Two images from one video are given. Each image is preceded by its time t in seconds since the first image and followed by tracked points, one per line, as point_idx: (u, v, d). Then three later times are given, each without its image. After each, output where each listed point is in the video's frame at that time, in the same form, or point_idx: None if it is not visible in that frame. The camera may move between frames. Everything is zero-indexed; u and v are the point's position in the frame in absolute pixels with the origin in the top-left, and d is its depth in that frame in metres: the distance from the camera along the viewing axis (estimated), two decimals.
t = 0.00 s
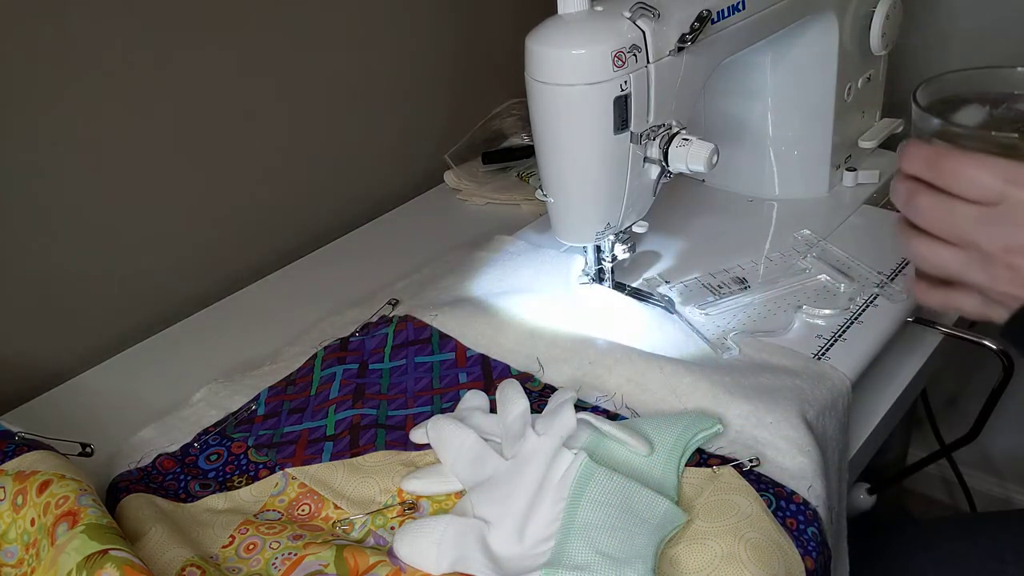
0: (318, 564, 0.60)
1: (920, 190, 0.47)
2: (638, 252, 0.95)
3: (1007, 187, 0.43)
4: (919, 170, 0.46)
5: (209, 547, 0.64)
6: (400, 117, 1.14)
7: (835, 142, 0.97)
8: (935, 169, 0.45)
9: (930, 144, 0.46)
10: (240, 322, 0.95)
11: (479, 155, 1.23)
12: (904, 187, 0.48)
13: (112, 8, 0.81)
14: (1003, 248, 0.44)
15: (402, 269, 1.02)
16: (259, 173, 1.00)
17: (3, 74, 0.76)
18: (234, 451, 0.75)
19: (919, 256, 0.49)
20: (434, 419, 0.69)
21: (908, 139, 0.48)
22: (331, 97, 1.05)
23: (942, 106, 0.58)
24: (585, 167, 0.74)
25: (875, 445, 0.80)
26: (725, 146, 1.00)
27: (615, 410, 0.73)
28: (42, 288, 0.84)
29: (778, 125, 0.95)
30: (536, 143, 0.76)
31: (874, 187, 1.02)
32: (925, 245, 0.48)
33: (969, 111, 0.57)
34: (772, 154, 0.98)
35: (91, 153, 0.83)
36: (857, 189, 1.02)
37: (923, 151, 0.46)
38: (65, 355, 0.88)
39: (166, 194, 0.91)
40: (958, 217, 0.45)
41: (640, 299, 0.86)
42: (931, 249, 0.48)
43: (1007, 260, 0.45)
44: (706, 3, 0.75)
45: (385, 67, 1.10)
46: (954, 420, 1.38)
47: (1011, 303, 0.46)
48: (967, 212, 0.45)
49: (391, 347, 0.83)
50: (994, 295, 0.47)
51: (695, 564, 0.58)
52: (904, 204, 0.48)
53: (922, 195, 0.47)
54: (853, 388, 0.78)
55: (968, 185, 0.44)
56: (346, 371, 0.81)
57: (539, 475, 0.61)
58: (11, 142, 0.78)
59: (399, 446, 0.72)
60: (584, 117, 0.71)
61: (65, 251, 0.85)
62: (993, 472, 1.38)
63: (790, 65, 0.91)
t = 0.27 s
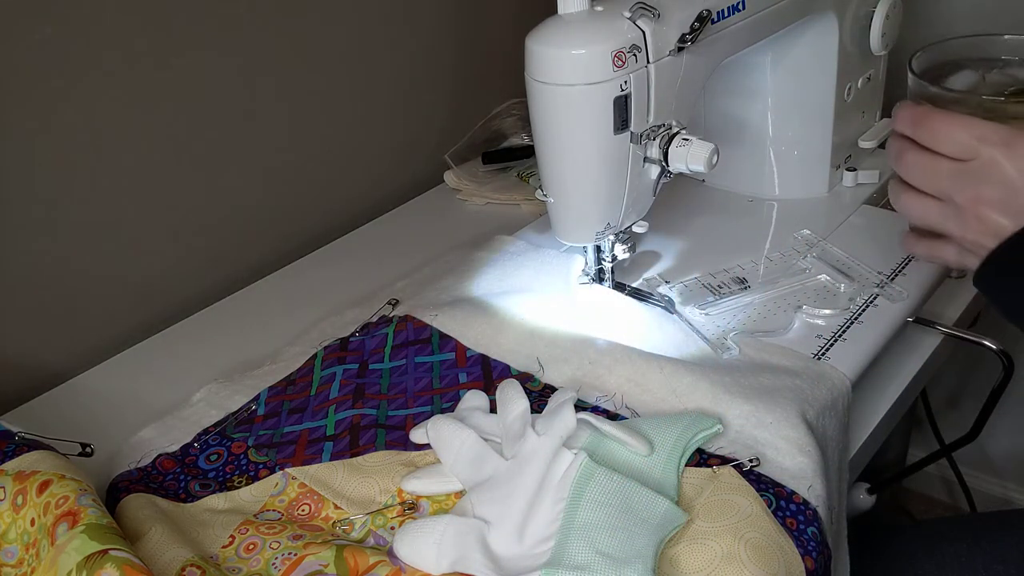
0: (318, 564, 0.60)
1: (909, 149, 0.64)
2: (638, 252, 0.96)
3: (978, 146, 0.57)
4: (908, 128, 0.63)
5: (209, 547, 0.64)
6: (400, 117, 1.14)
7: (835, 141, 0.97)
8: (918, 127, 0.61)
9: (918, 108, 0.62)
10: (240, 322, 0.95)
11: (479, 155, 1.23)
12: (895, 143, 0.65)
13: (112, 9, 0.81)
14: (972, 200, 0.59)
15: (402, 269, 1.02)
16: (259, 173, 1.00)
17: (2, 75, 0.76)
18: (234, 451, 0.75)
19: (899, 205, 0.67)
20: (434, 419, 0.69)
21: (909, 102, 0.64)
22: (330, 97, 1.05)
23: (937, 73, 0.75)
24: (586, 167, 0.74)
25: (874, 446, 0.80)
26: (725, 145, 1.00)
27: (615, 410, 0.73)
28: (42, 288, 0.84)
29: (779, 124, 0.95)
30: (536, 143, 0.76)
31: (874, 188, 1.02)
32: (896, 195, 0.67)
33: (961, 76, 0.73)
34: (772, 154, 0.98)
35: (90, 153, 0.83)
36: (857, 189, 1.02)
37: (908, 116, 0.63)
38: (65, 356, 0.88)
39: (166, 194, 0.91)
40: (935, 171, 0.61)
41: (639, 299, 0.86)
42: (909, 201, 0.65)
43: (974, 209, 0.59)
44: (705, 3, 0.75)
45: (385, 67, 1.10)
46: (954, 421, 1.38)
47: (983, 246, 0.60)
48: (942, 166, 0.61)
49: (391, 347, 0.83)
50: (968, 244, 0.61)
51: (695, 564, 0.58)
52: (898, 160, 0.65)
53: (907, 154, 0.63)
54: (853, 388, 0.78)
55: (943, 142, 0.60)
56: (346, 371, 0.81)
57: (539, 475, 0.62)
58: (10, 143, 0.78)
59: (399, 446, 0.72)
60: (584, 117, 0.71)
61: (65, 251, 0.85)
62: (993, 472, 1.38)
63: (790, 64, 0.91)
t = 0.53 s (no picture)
0: (318, 564, 0.60)
1: (893, 146, 0.67)
2: (638, 252, 0.96)
3: (956, 140, 0.61)
4: (892, 126, 0.66)
5: (209, 547, 0.64)
6: (400, 116, 1.14)
7: (835, 141, 0.97)
8: (902, 125, 0.65)
9: (900, 108, 0.65)
10: (239, 322, 0.95)
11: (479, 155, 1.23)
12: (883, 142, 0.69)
13: (112, 9, 0.81)
14: (952, 192, 0.62)
15: (401, 269, 1.02)
16: (259, 173, 1.00)
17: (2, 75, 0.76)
18: (234, 451, 0.75)
19: (885, 202, 0.69)
20: (434, 419, 0.69)
21: (892, 104, 0.67)
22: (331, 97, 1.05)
23: (924, 76, 0.83)
24: (586, 167, 0.74)
25: (875, 446, 0.80)
26: (725, 145, 1.00)
27: (615, 410, 0.73)
28: (41, 288, 0.84)
29: (778, 124, 0.95)
30: (536, 143, 0.76)
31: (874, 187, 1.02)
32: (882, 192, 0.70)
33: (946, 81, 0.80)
34: (772, 154, 0.98)
35: (91, 153, 0.83)
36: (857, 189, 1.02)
37: (893, 113, 0.66)
38: (65, 356, 0.88)
39: (166, 194, 0.91)
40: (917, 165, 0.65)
41: (639, 299, 0.86)
42: (894, 196, 0.68)
43: (953, 200, 0.62)
44: (706, 3, 0.75)
45: (385, 67, 1.10)
46: (954, 420, 1.38)
47: (962, 238, 0.63)
48: (924, 161, 0.64)
49: (391, 347, 0.83)
50: (949, 237, 0.64)
51: (695, 564, 0.58)
52: (884, 156, 0.68)
53: (892, 150, 0.67)
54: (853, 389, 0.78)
55: (925, 138, 0.63)
56: (346, 371, 0.81)
57: (540, 475, 0.62)
58: (10, 143, 0.78)
59: (399, 446, 0.72)
60: (583, 117, 0.71)
61: (65, 251, 0.85)
62: (993, 472, 1.38)
63: (790, 64, 0.91)
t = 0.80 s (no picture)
0: (318, 564, 0.60)
1: (886, 146, 0.67)
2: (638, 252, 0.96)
3: (947, 139, 0.61)
4: (885, 127, 0.66)
5: (209, 547, 0.64)
6: (400, 117, 1.14)
7: (834, 141, 0.97)
8: (894, 126, 0.65)
9: (893, 109, 0.66)
10: (239, 322, 0.95)
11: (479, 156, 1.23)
12: (875, 143, 0.69)
13: (112, 9, 0.81)
14: (943, 190, 0.62)
15: (401, 269, 1.02)
16: (259, 173, 1.00)
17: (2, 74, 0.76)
18: (234, 451, 0.75)
19: (881, 202, 0.70)
20: (434, 419, 0.69)
21: (885, 106, 0.67)
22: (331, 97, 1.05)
23: (920, 76, 0.83)
24: (586, 167, 0.74)
25: (875, 445, 0.80)
26: (725, 146, 1.00)
27: (615, 410, 0.73)
28: (41, 288, 0.84)
29: (778, 124, 0.95)
30: (536, 143, 0.76)
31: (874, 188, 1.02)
32: (877, 192, 0.70)
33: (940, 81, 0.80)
34: (771, 154, 0.98)
35: (90, 153, 0.83)
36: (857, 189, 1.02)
37: (886, 113, 0.66)
38: (66, 356, 0.88)
39: (166, 194, 0.91)
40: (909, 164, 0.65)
41: (640, 299, 0.86)
42: (889, 196, 0.68)
43: (944, 199, 0.62)
44: (706, 3, 0.75)
45: (385, 67, 1.10)
46: (954, 421, 1.38)
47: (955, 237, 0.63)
48: (915, 160, 0.64)
49: (391, 347, 0.83)
50: (942, 236, 0.64)
51: (695, 564, 0.58)
52: (877, 156, 0.68)
53: (886, 151, 0.67)
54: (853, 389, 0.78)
55: (916, 138, 0.63)
56: (346, 371, 0.81)
57: (540, 475, 0.62)
58: (10, 143, 0.78)
59: (399, 446, 0.72)
60: (583, 116, 0.71)
61: (65, 251, 0.85)
62: (994, 472, 1.38)
63: (790, 64, 0.91)
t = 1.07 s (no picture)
0: (318, 564, 0.60)
1: (892, 150, 0.65)
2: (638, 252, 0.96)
3: (957, 143, 0.59)
4: (890, 130, 0.64)
5: (209, 547, 0.64)
6: (400, 117, 1.14)
7: (834, 141, 0.97)
8: (900, 129, 0.63)
9: (898, 111, 0.64)
10: (239, 322, 0.95)
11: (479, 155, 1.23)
12: (880, 146, 0.67)
13: (112, 9, 0.81)
14: (954, 196, 0.60)
15: (401, 269, 1.02)
16: (259, 173, 1.00)
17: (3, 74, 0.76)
18: (234, 451, 0.75)
19: (886, 206, 0.68)
20: (434, 419, 0.69)
21: (888, 109, 0.66)
22: (331, 97, 1.05)
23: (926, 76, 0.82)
24: (586, 167, 0.74)
25: (875, 445, 0.80)
26: (725, 145, 1.00)
27: (615, 410, 0.73)
28: (42, 288, 0.84)
29: (779, 124, 0.95)
30: (536, 143, 0.76)
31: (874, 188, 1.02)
32: (883, 196, 0.68)
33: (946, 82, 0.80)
34: (771, 154, 0.98)
35: (91, 153, 0.83)
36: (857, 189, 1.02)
37: (890, 117, 0.64)
38: (66, 356, 0.88)
39: (166, 194, 0.91)
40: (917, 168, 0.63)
41: (640, 299, 0.86)
42: (895, 201, 0.66)
43: (954, 205, 0.60)
44: (706, 3, 0.75)
45: (385, 67, 1.10)
46: (954, 421, 1.38)
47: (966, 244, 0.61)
48: (924, 164, 0.62)
49: (391, 347, 0.83)
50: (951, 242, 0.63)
51: (695, 564, 0.58)
52: (882, 160, 0.67)
53: (892, 153, 0.65)
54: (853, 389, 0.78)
55: (925, 141, 0.61)
56: (346, 371, 0.81)
57: (540, 475, 0.62)
58: (11, 143, 0.78)
59: (399, 446, 0.72)
60: (583, 117, 0.71)
61: (65, 252, 0.85)
62: (993, 472, 1.38)
63: (790, 65, 0.91)
